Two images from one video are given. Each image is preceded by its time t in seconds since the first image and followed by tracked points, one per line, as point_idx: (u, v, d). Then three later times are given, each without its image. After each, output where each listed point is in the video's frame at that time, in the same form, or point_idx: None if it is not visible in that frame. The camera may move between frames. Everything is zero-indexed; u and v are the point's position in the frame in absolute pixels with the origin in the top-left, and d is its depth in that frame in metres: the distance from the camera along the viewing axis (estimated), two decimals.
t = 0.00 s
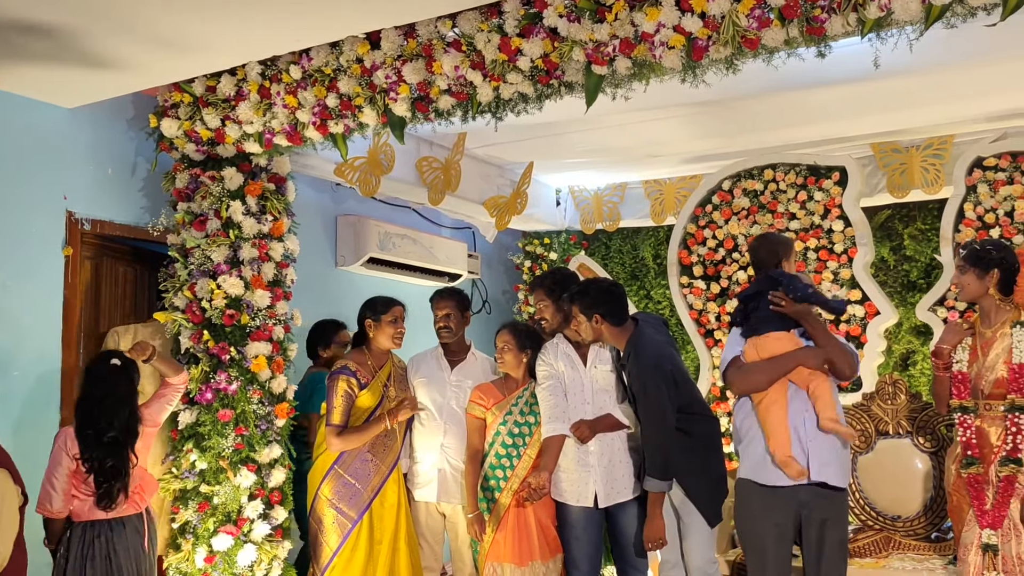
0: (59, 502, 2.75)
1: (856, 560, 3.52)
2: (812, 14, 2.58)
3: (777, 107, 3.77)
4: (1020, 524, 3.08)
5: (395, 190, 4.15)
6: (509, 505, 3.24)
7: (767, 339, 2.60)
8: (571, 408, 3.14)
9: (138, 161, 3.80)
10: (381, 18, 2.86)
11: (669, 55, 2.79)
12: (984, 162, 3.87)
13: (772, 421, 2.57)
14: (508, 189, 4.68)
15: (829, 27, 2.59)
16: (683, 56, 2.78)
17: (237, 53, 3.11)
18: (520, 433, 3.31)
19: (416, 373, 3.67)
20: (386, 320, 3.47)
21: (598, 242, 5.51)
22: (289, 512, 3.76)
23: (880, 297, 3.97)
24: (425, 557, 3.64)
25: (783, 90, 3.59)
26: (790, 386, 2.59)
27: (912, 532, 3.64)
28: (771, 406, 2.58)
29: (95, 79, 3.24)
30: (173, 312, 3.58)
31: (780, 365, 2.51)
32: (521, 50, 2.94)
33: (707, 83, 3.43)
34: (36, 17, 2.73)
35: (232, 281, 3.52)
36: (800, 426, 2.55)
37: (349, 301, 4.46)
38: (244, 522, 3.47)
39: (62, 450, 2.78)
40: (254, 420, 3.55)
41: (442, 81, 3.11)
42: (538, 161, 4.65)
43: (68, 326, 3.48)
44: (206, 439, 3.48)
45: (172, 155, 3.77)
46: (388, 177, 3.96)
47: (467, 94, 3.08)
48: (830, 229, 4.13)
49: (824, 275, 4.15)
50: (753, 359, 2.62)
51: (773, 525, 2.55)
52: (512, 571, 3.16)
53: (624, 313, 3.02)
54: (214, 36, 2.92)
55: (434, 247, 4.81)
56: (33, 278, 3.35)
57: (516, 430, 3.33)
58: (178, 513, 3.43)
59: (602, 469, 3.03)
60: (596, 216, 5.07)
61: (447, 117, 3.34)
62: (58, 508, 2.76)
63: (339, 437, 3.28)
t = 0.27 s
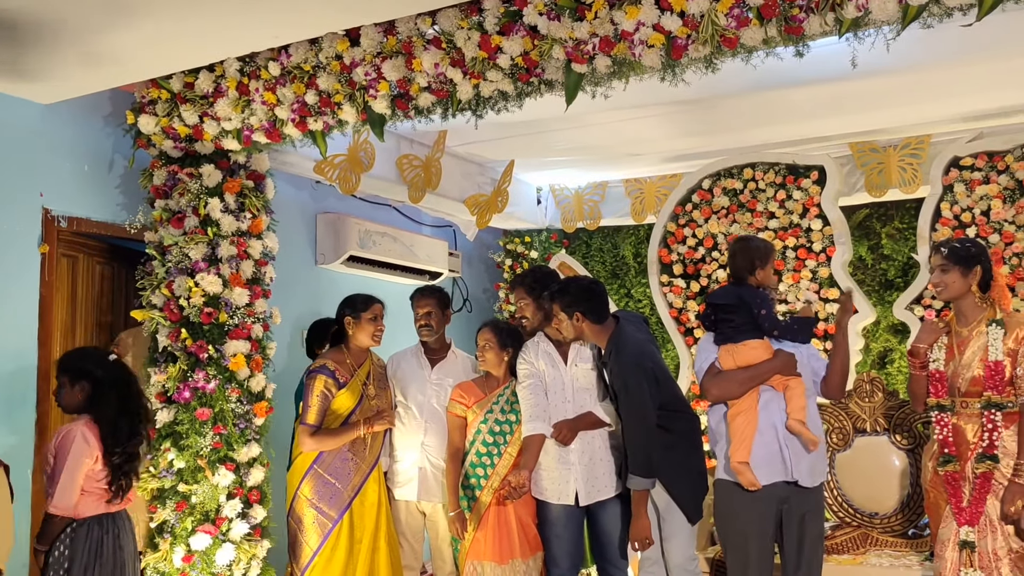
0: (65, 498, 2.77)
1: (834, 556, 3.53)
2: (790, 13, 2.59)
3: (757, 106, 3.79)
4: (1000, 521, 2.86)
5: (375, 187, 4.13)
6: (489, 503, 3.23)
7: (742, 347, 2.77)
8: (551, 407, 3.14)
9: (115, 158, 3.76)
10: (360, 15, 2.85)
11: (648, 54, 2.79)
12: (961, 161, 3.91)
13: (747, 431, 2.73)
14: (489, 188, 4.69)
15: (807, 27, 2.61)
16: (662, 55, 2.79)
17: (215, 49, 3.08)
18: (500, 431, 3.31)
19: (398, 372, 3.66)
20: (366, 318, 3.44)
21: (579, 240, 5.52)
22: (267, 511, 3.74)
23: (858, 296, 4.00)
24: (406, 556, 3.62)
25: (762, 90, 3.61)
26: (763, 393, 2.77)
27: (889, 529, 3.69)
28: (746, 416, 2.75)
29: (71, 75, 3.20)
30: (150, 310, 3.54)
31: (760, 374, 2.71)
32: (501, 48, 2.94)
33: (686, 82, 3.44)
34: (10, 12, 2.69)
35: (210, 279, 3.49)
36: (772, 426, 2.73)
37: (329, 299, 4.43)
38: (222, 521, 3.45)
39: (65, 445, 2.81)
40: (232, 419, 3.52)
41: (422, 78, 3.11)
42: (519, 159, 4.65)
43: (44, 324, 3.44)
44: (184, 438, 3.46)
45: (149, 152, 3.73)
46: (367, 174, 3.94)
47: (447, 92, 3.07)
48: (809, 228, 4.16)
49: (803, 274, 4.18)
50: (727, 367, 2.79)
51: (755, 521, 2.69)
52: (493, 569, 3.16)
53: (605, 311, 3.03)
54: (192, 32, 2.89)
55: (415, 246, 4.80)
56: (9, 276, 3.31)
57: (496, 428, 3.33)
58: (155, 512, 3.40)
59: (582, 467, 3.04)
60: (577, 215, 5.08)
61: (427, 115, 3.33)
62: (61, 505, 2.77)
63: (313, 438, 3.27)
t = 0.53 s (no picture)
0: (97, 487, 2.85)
1: (812, 553, 3.56)
2: (770, 12, 2.61)
3: (738, 105, 3.81)
4: (980, 518, 2.83)
5: (356, 185, 4.11)
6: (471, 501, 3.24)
7: (719, 347, 2.82)
8: (533, 404, 3.13)
9: (93, 154, 3.72)
10: (342, 11, 2.84)
11: (630, 52, 2.80)
12: (939, 161, 3.93)
13: (728, 429, 2.75)
14: (470, 185, 4.66)
15: (787, 27, 2.62)
16: (643, 54, 2.80)
17: (195, 45, 3.06)
18: (482, 429, 3.31)
19: (377, 370, 3.63)
20: (341, 317, 3.44)
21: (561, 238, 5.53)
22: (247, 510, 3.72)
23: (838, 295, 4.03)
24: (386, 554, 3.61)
25: (743, 89, 3.64)
26: (742, 392, 2.79)
27: (867, 527, 3.72)
28: (727, 413, 2.77)
29: (48, 70, 3.16)
30: (128, 307, 3.51)
31: (737, 374, 2.74)
32: (483, 45, 2.94)
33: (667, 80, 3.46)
34: None
35: (189, 276, 3.47)
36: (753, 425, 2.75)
37: (309, 296, 4.41)
38: (202, 520, 3.42)
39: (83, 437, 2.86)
40: (211, 417, 3.50)
41: (403, 75, 3.10)
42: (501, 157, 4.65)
43: (22, 322, 3.40)
44: (163, 436, 3.44)
45: (127, 148, 3.70)
46: (349, 171, 3.93)
47: (429, 88, 3.07)
48: (789, 227, 4.18)
49: (783, 273, 4.21)
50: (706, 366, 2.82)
51: (732, 523, 2.72)
52: (474, 567, 3.16)
53: (587, 308, 3.03)
54: (172, 27, 2.87)
55: (397, 243, 4.79)
56: None
57: (478, 426, 3.33)
58: (133, 510, 3.38)
59: (563, 465, 3.04)
60: (559, 213, 5.08)
61: (408, 112, 3.32)
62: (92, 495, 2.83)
63: (300, 433, 3.27)
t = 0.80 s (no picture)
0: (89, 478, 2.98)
1: (791, 550, 3.59)
2: (751, 11, 2.62)
3: (719, 104, 3.83)
4: (956, 515, 2.88)
5: (338, 181, 4.09)
6: (451, 498, 3.22)
7: (694, 348, 2.95)
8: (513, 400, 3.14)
9: (71, 148, 3.68)
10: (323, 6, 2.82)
11: (611, 50, 2.81)
12: (917, 161, 3.97)
13: (697, 428, 2.91)
14: (452, 182, 4.66)
15: (767, 26, 2.64)
16: (625, 52, 2.81)
17: (175, 40, 3.03)
18: (463, 426, 3.31)
19: (358, 366, 3.62)
20: (321, 312, 3.42)
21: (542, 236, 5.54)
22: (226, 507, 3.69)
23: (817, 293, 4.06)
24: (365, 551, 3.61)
25: (725, 88, 3.66)
26: (715, 390, 2.95)
27: (844, 523, 3.74)
28: (697, 412, 2.93)
29: (26, 64, 3.13)
30: (106, 303, 3.48)
31: (710, 377, 2.87)
32: (464, 42, 2.94)
33: (648, 78, 3.47)
34: None
35: (168, 272, 3.44)
36: (721, 424, 2.91)
37: (289, 293, 4.39)
38: (180, 517, 3.40)
39: (79, 431, 2.97)
40: (190, 414, 3.48)
41: (385, 71, 3.09)
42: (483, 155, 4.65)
43: None
44: (141, 433, 3.41)
45: (106, 143, 3.66)
46: (331, 167, 3.91)
47: (410, 84, 3.06)
48: (768, 226, 4.21)
49: (763, 271, 4.24)
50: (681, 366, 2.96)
51: (705, 520, 2.87)
52: (454, 563, 3.16)
53: (569, 305, 3.03)
54: (152, 21, 2.84)
55: (378, 240, 4.77)
56: None
57: (459, 422, 3.32)
58: (111, 508, 3.35)
59: (543, 461, 3.05)
60: (540, 211, 5.09)
61: (390, 108, 3.32)
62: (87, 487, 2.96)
63: (280, 428, 3.24)
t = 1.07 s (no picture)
0: (59, 470, 3.00)
1: (767, 544, 3.61)
2: (730, 7, 2.64)
3: (699, 101, 3.85)
4: (928, 509, 2.89)
5: (316, 175, 4.10)
6: (428, 493, 3.20)
7: (671, 348, 2.98)
8: (491, 394, 3.15)
9: (46, 139, 3.64)
10: None
11: (591, 45, 2.82)
12: (894, 159, 4.02)
13: (674, 425, 2.94)
14: (432, 177, 4.67)
15: (746, 22, 2.66)
16: (605, 46, 2.81)
17: (152, 31, 3.00)
18: (440, 421, 3.30)
19: (336, 361, 3.61)
20: (301, 306, 3.41)
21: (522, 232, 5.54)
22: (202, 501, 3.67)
23: (795, 290, 4.09)
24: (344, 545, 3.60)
25: (704, 85, 3.67)
26: (693, 388, 2.98)
27: (820, 518, 3.75)
28: (674, 410, 2.96)
29: None
30: (81, 296, 3.44)
31: (686, 374, 2.91)
32: (444, 35, 2.93)
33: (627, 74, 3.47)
34: None
35: (144, 265, 3.41)
36: (699, 420, 2.93)
37: (266, 286, 4.36)
38: (155, 511, 3.38)
39: (48, 425, 2.99)
40: (166, 408, 3.45)
41: (364, 64, 3.07)
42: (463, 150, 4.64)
43: None
44: (116, 426, 3.37)
45: (82, 134, 3.62)
46: (309, 162, 3.90)
47: (389, 77, 3.04)
48: (746, 223, 4.24)
49: (741, 268, 4.27)
50: (658, 365, 3.00)
51: (680, 512, 2.91)
52: (430, 559, 3.15)
53: (548, 300, 3.03)
54: (128, 11, 2.81)
55: (357, 235, 4.75)
56: None
57: (436, 417, 3.31)
58: (86, 502, 3.32)
59: (520, 455, 3.05)
60: (520, 207, 5.08)
61: (369, 101, 3.30)
62: (58, 479, 2.99)
63: (241, 427, 3.27)
